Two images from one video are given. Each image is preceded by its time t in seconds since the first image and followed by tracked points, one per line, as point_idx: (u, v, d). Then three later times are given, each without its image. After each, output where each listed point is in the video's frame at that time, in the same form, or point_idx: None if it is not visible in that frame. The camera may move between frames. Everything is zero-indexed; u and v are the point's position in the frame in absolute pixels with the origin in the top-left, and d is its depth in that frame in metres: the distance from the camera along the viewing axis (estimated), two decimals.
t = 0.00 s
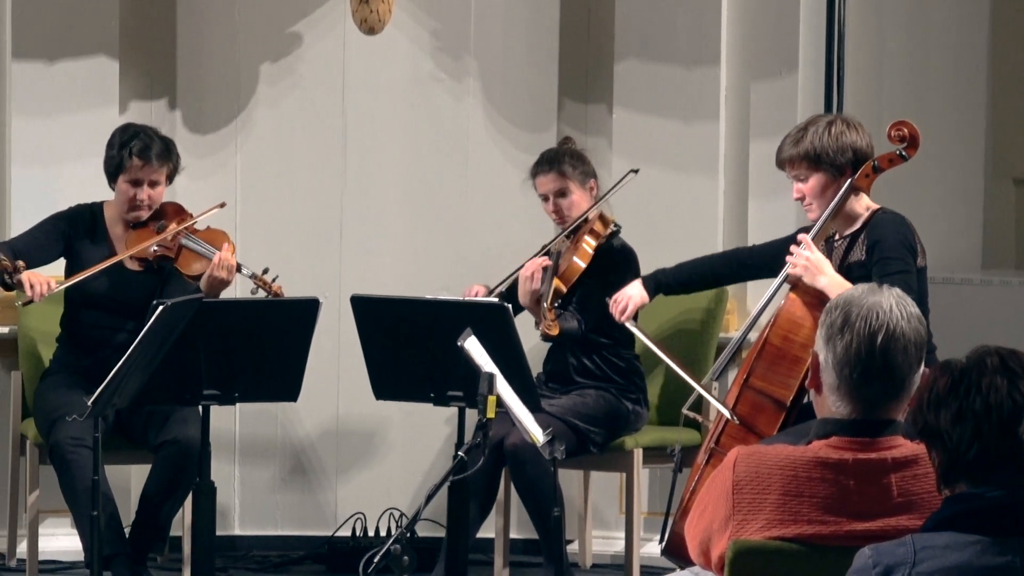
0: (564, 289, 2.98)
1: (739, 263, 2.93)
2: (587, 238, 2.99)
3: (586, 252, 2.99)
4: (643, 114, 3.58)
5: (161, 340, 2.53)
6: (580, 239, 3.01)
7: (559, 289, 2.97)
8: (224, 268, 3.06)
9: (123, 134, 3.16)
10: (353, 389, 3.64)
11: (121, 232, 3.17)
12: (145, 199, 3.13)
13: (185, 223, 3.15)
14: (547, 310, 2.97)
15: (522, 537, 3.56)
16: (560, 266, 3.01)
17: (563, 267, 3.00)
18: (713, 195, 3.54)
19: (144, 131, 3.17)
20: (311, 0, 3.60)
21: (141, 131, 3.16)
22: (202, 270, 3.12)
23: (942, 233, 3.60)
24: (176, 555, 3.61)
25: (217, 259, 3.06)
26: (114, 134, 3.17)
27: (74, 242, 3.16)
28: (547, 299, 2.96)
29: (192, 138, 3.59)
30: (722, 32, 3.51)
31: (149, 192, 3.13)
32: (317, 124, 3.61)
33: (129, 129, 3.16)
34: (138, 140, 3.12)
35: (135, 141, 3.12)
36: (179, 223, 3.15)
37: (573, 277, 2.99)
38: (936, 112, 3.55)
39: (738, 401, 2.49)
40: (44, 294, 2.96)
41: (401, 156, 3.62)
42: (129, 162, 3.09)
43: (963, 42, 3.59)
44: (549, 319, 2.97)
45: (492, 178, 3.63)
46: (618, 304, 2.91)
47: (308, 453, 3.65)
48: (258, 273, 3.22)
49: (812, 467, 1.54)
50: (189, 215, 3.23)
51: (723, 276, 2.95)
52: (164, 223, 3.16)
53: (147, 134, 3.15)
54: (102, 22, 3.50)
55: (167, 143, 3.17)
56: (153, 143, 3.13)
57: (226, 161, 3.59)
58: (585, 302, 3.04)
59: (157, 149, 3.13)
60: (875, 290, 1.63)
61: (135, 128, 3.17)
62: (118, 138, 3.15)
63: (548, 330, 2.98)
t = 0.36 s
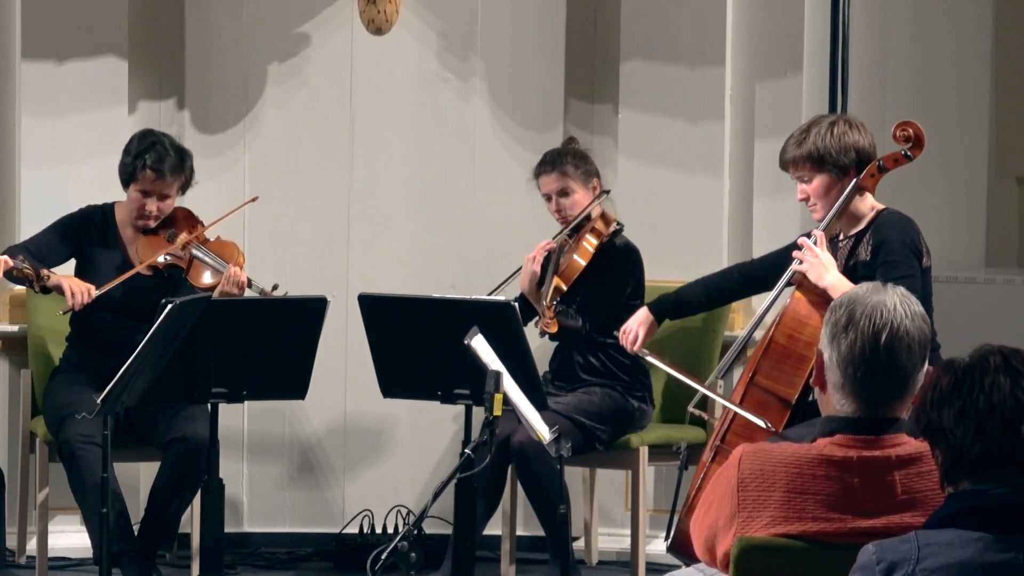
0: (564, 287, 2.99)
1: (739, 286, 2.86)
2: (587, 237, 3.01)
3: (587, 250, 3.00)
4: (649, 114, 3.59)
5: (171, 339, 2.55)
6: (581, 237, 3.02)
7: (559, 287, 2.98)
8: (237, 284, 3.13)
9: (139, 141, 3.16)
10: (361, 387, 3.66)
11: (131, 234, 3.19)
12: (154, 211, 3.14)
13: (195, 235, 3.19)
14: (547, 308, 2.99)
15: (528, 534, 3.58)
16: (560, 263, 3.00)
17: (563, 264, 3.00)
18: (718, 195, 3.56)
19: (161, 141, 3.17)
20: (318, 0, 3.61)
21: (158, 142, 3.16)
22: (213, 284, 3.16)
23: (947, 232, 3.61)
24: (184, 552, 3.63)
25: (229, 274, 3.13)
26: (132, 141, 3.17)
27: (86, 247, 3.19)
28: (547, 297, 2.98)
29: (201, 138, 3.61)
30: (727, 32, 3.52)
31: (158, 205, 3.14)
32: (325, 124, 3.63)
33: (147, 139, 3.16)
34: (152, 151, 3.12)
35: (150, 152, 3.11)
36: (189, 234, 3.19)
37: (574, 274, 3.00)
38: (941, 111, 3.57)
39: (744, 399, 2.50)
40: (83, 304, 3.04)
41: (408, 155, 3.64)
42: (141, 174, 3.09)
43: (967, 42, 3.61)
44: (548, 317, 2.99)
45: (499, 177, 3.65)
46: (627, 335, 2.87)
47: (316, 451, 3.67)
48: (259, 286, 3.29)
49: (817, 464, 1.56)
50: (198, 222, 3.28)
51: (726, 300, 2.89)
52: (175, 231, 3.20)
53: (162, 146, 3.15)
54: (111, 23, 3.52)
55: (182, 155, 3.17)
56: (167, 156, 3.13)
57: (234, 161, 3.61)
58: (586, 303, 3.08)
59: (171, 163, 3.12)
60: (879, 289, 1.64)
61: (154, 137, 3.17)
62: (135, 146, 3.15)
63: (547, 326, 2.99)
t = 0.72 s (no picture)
0: (569, 285, 3.03)
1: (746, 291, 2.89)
2: (592, 236, 3.05)
3: (591, 249, 3.04)
4: (655, 113, 3.61)
5: (179, 338, 2.57)
6: (586, 237, 3.06)
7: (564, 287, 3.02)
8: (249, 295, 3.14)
9: (152, 148, 3.16)
10: (368, 385, 3.68)
11: (140, 236, 3.21)
12: (164, 217, 3.16)
13: (206, 242, 3.19)
14: (550, 307, 3.03)
15: (535, 531, 3.59)
16: (565, 262, 3.05)
17: (569, 263, 3.05)
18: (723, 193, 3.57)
19: (173, 149, 3.18)
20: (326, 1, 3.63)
21: (172, 150, 3.16)
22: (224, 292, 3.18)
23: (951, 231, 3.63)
24: (193, 549, 3.66)
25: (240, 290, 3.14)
26: (144, 146, 3.18)
27: (97, 252, 3.22)
28: (552, 296, 3.02)
29: (209, 137, 3.63)
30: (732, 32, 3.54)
31: (168, 212, 3.15)
32: (332, 123, 3.65)
33: (161, 146, 3.17)
34: (165, 160, 3.13)
35: (163, 160, 3.12)
36: (200, 242, 3.19)
37: (578, 274, 3.04)
38: (946, 111, 3.58)
39: (749, 397, 2.51)
40: (118, 302, 3.09)
41: (415, 155, 3.66)
42: (153, 182, 3.10)
43: (972, 42, 3.62)
44: (551, 316, 3.03)
45: (505, 176, 3.67)
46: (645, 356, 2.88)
47: (324, 448, 3.69)
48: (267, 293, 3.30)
49: (821, 462, 1.57)
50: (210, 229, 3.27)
51: (738, 308, 2.91)
52: (185, 236, 3.21)
53: (175, 153, 3.15)
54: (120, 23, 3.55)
55: (194, 163, 3.18)
56: (180, 165, 3.13)
57: (242, 160, 3.63)
58: (590, 304, 3.10)
59: (183, 172, 3.13)
60: (883, 289, 1.66)
61: (168, 144, 3.18)
62: (147, 153, 3.15)
63: (551, 326, 3.04)
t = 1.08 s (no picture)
0: (580, 285, 3.03)
1: (755, 296, 2.92)
2: (601, 235, 3.05)
3: (600, 249, 3.04)
4: (661, 113, 3.62)
5: (188, 335, 2.59)
6: (594, 237, 3.06)
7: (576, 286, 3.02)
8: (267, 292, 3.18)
9: (159, 144, 3.19)
10: (376, 383, 3.70)
11: (150, 234, 3.24)
12: (173, 211, 3.18)
13: (214, 237, 3.21)
14: (563, 307, 3.03)
15: (542, 528, 3.61)
16: (575, 261, 3.05)
17: (578, 263, 3.05)
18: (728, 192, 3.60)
19: (179, 144, 3.19)
20: (334, 1, 3.65)
21: (178, 143, 3.19)
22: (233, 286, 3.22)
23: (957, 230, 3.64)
24: (202, 546, 3.68)
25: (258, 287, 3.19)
26: (150, 141, 3.20)
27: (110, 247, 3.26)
28: (564, 296, 3.02)
29: (218, 137, 3.66)
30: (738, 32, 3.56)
31: (177, 206, 3.18)
32: (340, 123, 3.67)
33: (167, 141, 3.19)
34: (172, 154, 3.15)
35: (170, 154, 3.15)
36: (208, 237, 3.20)
37: (588, 273, 3.04)
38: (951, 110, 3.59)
39: (754, 395, 2.53)
40: (147, 285, 3.11)
41: (423, 154, 3.68)
42: (162, 177, 3.13)
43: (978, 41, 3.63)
44: (565, 315, 3.03)
45: (512, 176, 3.69)
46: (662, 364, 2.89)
47: (332, 446, 3.71)
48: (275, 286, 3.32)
49: (826, 459, 1.58)
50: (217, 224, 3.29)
51: (743, 309, 2.94)
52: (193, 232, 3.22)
53: (182, 147, 3.18)
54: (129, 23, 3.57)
55: (201, 157, 3.20)
56: (187, 159, 3.16)
57: (250, 160, 3.66)
58: (598, 301, 3.11)
59: (191, 166, 3.16)
60: (887, 288, 1.67)
61: (174, 139, 3.20)
62: (154, 149, 3.18)
63: (564, 326, 3.03)
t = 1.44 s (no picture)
0: (589, 287, 3.04)
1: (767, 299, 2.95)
2: (609, 235, 3.07)
3: (610, 249, 3.06)
4: (667, 113, 3.63)
5: (197, 333, 2.61)
6: (603, 238, 3.09)
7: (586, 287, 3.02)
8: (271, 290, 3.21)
9: (162, 143, 3.20)
10: (384, 381, 3.73)
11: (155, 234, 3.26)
12: (179, 210, 3.21)
13: (220, 236, 3.25)
14: (574, 308, 3.01)
15: (549, 525, 3.63)
16: (584, 263, 3.06)
17: (588, 264, 3.06)
18: (734, 192, 3.61)
19: (181, 143, 3.20)
20: (342, 2, 3.67)
21: (179, 141, 3.20)
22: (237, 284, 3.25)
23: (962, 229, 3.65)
24: (211, 543, 3.70)
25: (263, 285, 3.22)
26: (153, 141, 3.21)
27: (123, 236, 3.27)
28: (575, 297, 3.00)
29: (227, 137, 3.68)
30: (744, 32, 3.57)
31: (182, 205, 3.20)
32: (348, 123, 3.69)
33: (169, 140, 3.20)
34: (175, 153, 3.16)
35: (172, 154, 3.16)
36: (214, 236, 3.24)
37: (598, 274, 3.05)
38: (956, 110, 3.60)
39: (759, 392, 2.54)
40: (180, 265, 3.14)
41: (430, 154, 3.70)
42: (166, 176, 3.14)
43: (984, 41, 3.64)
44: (577, 317, 3.00)
45: (519, 175, 3.71)
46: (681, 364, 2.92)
47: (340, 443, 3.73)
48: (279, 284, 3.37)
49: (830, 457, 1.60)
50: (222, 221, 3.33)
51: (751, 309, 2.96)
52: (199, 232, 3.26)
53: (184, 145, 3.19)
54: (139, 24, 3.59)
55: (203, 154, 3.21)
56: (190, 156, 3.17)
57: (258, 159, 3.68)
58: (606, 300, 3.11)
59: (194, 164, 3.17)
60: (892, 286, 1.69)
61: (176, 138, 3.21)
62: (156, 148, 3.18)
63: (576, 328, 3.00)
